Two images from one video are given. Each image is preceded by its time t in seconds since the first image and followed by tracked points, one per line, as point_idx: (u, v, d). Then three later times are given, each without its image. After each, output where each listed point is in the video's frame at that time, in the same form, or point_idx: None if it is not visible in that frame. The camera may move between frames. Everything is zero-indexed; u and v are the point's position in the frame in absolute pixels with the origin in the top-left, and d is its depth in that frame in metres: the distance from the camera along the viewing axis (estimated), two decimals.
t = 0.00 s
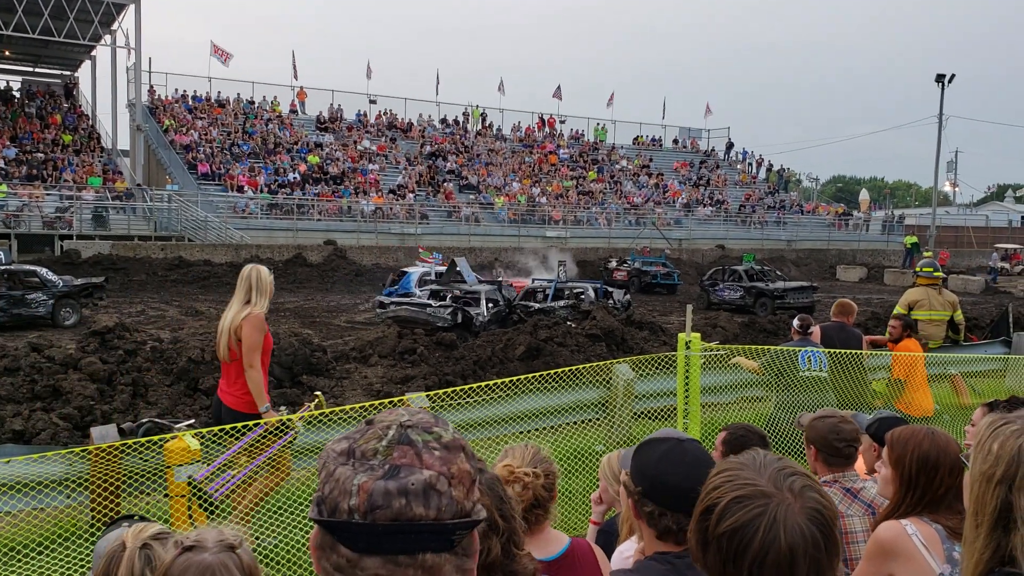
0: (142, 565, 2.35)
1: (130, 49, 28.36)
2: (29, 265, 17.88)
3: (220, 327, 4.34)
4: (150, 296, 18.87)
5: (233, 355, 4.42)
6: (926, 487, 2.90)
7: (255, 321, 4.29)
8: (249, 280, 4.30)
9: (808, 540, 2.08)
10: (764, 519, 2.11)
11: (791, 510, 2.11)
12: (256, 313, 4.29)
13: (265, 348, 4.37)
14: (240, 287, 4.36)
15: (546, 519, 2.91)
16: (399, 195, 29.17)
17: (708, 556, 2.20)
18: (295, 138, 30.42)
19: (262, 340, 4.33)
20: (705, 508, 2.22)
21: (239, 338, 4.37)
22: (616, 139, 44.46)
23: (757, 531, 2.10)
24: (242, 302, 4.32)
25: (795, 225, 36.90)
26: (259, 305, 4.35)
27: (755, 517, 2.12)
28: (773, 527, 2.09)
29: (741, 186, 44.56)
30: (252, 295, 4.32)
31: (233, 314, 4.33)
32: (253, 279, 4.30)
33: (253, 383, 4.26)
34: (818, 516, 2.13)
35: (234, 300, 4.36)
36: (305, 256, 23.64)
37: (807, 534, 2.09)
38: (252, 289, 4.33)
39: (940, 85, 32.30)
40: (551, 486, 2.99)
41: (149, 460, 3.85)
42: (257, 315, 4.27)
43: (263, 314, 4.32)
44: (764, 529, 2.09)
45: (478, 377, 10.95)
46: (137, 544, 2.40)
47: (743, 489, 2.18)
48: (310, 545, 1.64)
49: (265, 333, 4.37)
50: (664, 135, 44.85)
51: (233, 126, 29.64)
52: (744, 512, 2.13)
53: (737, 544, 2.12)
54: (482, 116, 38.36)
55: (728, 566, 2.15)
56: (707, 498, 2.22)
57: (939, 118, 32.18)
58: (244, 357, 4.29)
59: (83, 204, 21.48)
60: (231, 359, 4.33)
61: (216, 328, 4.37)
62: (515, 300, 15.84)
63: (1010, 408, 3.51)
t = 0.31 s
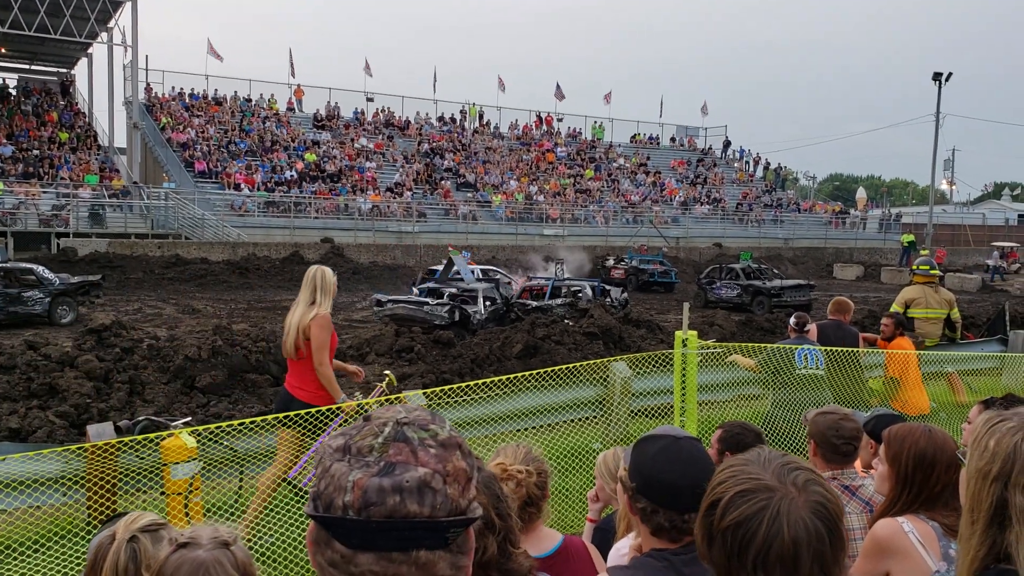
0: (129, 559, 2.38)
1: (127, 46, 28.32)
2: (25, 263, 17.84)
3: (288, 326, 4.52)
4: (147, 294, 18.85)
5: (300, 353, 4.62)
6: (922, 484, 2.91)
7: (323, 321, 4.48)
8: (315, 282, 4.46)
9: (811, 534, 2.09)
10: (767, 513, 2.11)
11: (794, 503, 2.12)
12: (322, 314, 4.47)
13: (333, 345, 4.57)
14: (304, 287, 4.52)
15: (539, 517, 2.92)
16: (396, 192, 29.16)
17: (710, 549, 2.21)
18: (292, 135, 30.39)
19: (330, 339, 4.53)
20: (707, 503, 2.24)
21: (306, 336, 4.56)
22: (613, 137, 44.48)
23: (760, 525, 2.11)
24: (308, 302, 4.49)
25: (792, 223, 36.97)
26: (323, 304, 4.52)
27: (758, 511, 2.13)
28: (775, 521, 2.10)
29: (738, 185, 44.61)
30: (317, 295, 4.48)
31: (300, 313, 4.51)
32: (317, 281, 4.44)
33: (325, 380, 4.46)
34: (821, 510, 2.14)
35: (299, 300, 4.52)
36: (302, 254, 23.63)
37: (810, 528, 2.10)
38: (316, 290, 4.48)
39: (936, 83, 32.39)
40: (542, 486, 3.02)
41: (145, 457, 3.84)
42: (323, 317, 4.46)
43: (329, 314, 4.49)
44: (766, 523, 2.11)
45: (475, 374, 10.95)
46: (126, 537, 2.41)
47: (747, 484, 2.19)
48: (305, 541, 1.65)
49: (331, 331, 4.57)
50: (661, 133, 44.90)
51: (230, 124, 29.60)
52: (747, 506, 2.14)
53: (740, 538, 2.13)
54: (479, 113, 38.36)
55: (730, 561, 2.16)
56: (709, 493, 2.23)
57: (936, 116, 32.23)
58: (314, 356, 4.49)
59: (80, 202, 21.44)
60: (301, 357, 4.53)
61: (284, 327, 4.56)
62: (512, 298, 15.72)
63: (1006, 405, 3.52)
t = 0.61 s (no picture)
0: (123, 556, 2.39)
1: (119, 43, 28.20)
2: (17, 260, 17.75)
3: (346, 312, 4.85)
4: (141, 292, 18.80)
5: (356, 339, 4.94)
6: (912, 479, 2.94)
7: (377, 307, 4.80)
8: (370, 270, 4.79)
9: (803, 528, 2.12)
10: (759, 507, 2.14)
11: (785, 498, 2.14)
12: (377, 301, 4.80)
13: (386, 332, 4.88)
14: (361, 276, 4.85)
15: (529, 515, 2.94)
16: (391, 190, 29.11)
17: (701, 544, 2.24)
18: (286, 133, 30.30)
19: (383, 325, 4.83)
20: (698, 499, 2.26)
21: (363, 323, 4.89)
22: (608, 134, 44.49)
23: (752, 519, 2.13)
24: (364, 289, 4.82)
25: (786, 221, 37.06)
26: (378, 292, 4.84)
27: (750, 505, 2.15)
28: (766, 514, 2.13)
29: (733, 182, 44.67)
30: (373, 284, 4.81)
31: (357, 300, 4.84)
32: (372, 269, 4.77)
33: (378, 362, 4.76)
34: (812, 504, 2.16)
35: (355, 288, 4.86)
36: (296, 251, 23.59)
37: (801, 522, 2.12)
38: (371, 278, 4.81)
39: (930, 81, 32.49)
40: (529, 485, 3.03)
41: (138, 454, 3.86)
42: (378, 303, 4.78)
43: (383, 301, 4.81)
44: (757, 518, 2.13)
45: (469, 372, 10.96)
46: (120, 534, 2.43)
47: (739, 479, 2.21)
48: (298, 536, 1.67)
49: (385, 318, 4.88)
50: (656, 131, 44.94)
51: (224, 121, 29.51)
52: (738, 501, 2.16)
53: (731, 532, 2.16)
54: (474, 111, 38.33)
55: (720, 556, 2.19)
56: (702, 488, 2.25)
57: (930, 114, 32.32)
58: (369, 341, 4.80)
59: (73, 199, 21.40)
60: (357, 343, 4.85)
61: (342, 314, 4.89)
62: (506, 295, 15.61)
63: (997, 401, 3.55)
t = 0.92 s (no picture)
0: (116, 549, 2.40)
1: (110, 38, 28.04)
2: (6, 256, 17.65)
3: (398, 308, 5.12)
4: (131, 288, 18.72)
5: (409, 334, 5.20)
6: (902, 474, 2.97)
7: (427, 302, 5.03)
8: (419, 266, 5.03)
9: (796, 524, 2.14)
10: (752, 502, 2.16)
11: (780, 493, 2.16)
12: (426, 296, 5.03)
13: (435, 325, 5.10)
14: (411, 274, 5.10)
15: (519, 509, 2.96)
16: (383, 186, 29.09)
17: (694, 538, 2.26)
18: (277, 129, 30.19)
19: (432, 318, 5.06)
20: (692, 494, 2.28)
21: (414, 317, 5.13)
22: (600, 131, 44.52)
23: (746, 514, 2.15)
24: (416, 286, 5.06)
25: (777, 218, 37.21)
26: (428, 288, 5.08)
27: (744, 499, 2.17)
28: (760, 509, 2.15)
29: (724, 179, 44.82)
30: (423, 280, 5.05)
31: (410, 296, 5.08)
32: (422, 267, 5.00)
33: (426, 353, 4.98)
34: (805, 500, 2.19)
35: (407, 285, 5.11)
36: (288, 247, 23.54)
37: (794, 518, 2.14)
38: (421, 276, 5.06)
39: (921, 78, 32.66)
40: (520, 480, 3.05)
41: (129, 449, 3.86)
42: (427, 298, 5.02)
43: (433, 295, 5.05)
44: (751, 513, 2.15)
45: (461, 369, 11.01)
46: (114, 528, 2.44)
47: (734, 474, 2.23)
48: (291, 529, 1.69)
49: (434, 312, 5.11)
50: (648, 127, 45.02)
51: (215, 116, 29.38)
52: (733, 496, 2.18)
53: (724, 527, 2.18)
54: (465, 107, 38.32)
55: (713, 549, 2.20)
56: (696, 482, 2.27)
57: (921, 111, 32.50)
58: (418, 333, 5.03)
59: (63, 195, 21.27)
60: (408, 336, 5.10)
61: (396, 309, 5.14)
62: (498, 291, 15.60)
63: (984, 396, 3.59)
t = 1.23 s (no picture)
0: (98, 537, 2.41)
1: (100, 34, 27.90)
2: None
3: (437, 298, 5.22)
4: (122, 285, 18.65)
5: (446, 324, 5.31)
6: (886, 469, 3.00)
7: (464, 293, 5.12)
8: (460, 259, 5.14)
9: (787, 519, 2.16)
10: (744, 497, 2.18)
11: (771, 488, 2.19)
12: (464, 287, 5.13)
13: (471, 317, 5.18)
14: (451, 265, 5.21)
15: (510, 505, 2.97)
16: (375, 182, 29.05)
17: (684, 532, 2.27)
18: (269, 125, 30.09)
19: (468, 310, 5.15)
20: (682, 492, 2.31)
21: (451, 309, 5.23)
22: (592, 128, 44.56)
23: (737, 509, 2.17)
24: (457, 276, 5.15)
25: (768, 215, 37.34)
26: (466, 280, 5.17)
27: (736, 494, 2.19)
28: (752, 504, 2.17)
29: (716, 176, 44.93)
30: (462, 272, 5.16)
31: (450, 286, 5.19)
32: (463, 260, 5.10)
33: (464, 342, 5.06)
34: (797, 495, 2.21)
35: (446, 277, 5.22)
36: (279, 244, 23.50)
37: (785, 512, 2.17)
38: (460, 267, 5.16)
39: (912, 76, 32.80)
40: (512, 476, 3.07)
41: (120, 446, 3.85)
42: (465, 289, 5.11)
43: (470, 287, 5.14)
44: (741, 508, 2.17)
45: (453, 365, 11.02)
46: (98, 516, 2.44)
47: (726, 468, 2.25)
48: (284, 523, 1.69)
49: (471, 304, 5.20)
50: (640, 124, 45.09)
51: (206, 113, 29.27)
52: (725, 491, 2.20)
53: (717, 523, 2.19)
54: (457, 104, 38.31)
55: (703, 545, 2.22)
56: (687, 478, 2.28)
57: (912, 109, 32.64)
58: (454, 323, 5.12)
59: (53, 191, 21.12)
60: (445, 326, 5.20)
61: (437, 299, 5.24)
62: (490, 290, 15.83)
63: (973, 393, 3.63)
